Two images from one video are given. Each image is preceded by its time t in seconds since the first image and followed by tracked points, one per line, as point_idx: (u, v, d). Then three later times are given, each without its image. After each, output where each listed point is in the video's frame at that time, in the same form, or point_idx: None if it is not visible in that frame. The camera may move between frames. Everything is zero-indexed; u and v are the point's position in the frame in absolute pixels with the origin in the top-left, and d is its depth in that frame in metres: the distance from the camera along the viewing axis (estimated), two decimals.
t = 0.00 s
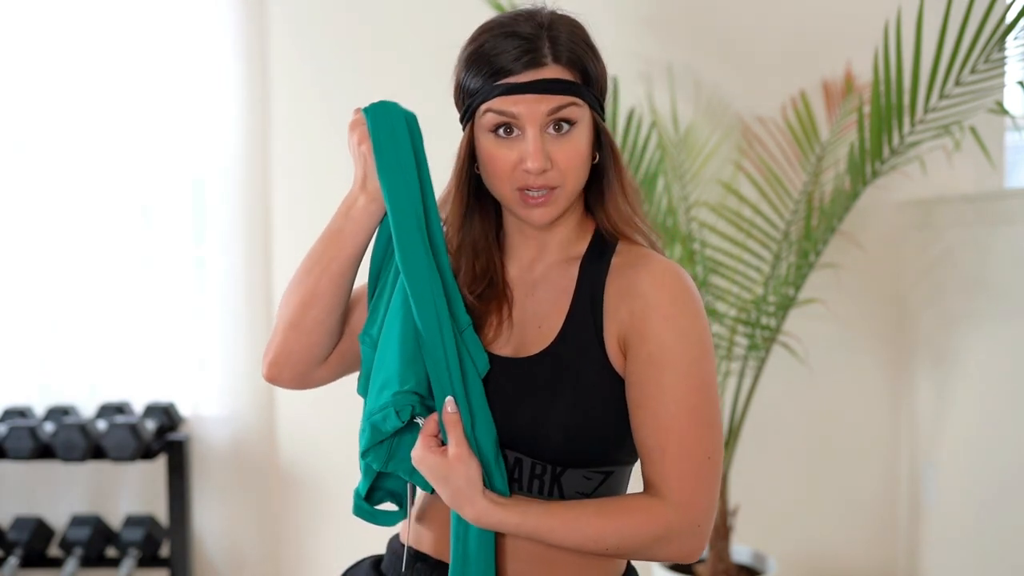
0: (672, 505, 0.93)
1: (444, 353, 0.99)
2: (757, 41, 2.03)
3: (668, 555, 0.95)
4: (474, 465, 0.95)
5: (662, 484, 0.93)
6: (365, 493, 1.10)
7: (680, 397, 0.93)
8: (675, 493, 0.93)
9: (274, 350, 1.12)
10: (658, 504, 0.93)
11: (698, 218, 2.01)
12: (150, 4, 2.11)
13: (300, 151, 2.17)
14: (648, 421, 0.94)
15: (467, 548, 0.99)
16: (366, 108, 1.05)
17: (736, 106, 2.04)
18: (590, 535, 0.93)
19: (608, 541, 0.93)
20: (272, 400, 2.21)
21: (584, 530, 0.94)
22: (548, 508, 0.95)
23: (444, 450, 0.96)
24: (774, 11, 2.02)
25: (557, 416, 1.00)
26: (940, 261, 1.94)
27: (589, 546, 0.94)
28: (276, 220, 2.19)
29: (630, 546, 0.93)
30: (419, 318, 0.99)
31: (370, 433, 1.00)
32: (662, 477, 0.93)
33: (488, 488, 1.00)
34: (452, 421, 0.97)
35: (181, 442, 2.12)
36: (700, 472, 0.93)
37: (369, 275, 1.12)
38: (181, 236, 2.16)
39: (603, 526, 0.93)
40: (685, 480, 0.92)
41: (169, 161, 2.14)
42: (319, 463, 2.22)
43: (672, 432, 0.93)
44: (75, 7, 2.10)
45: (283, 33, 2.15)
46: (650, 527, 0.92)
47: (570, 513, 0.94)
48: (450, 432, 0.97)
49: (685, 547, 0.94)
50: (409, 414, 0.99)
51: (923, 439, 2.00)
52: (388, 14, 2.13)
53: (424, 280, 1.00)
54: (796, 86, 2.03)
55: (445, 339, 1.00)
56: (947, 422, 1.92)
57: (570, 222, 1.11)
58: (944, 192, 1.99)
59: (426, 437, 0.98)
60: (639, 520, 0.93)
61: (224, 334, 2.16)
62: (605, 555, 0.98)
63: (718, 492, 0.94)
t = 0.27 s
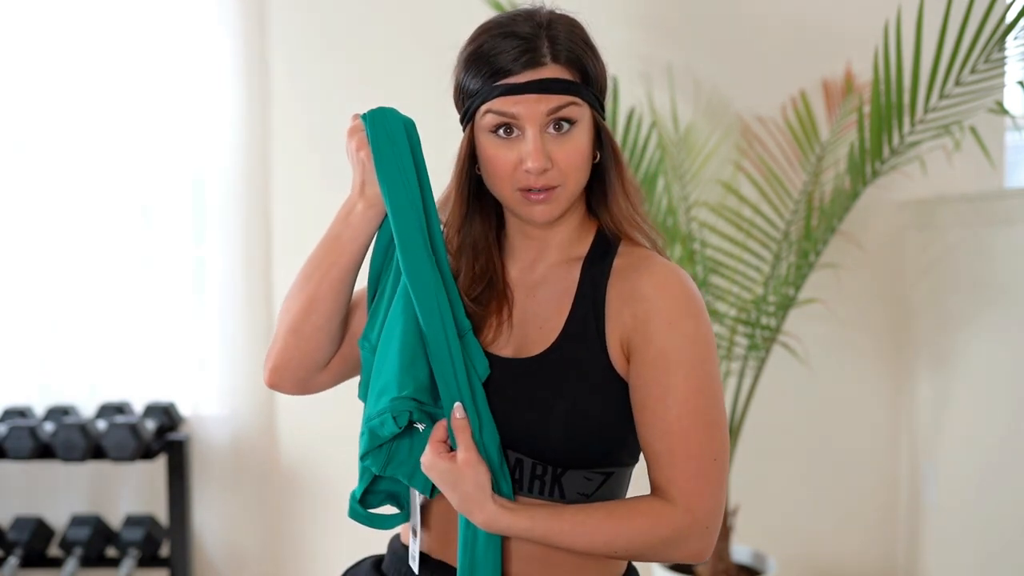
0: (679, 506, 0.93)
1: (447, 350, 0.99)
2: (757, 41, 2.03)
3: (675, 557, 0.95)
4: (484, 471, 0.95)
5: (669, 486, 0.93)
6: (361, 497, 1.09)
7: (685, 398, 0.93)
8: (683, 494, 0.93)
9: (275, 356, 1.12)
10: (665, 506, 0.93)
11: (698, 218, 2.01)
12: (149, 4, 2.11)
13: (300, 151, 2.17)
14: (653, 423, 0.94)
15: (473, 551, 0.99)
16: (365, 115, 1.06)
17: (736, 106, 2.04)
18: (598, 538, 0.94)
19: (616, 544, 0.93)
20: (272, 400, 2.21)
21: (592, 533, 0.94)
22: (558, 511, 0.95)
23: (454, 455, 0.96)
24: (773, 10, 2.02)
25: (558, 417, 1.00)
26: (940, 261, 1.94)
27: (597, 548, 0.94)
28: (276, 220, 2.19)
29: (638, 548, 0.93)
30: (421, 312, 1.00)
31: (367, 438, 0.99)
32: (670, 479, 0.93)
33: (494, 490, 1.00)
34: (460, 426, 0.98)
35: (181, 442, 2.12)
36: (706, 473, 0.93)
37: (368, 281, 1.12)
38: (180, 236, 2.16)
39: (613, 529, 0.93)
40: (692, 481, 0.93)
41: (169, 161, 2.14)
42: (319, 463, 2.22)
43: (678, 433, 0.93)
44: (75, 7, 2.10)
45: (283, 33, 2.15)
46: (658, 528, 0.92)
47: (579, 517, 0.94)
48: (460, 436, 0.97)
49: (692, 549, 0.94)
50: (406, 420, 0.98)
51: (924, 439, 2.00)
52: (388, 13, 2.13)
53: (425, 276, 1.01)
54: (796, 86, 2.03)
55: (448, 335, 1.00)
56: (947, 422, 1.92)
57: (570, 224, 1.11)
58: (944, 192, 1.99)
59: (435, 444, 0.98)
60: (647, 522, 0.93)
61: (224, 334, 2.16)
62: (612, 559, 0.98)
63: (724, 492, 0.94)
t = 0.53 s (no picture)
0: (680, 507, 0.93)
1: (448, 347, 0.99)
2: (757, 41, 2.03)
3: (675, 559, 0.95)
4: (487, 471, 0.95)
5: (670, 487, 0.93)
6: (361, 499, 1.09)
7: (686, 399, 0.93)
8: (683, 495, 0.93)
9: (273, 357, 1.12)
10: (666, 507, 0.93)
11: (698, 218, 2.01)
12: (150, 4, 2.11)
13: (300, 151, 2.17)
14: (654, 423, 0.95)
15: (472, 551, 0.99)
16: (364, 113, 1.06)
17: (736, 105, 2.04)
18: (600, 538, 0.93)
19: (618, 544, 0.93)
20: (272, 400, 2.21)
21: (594, 533, 0.93)
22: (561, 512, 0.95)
23: (456, 456, 0.96)
24: (773, 11, 2.02)
25: (558, 419, 1.00)
26: (941, 261, 1.94)
27: (599, 549, 0.94)
28: (276, 220, 2.19)
29: (639, 550, 0.93)
30: (423, 310, 0.99)
31: (368, 439, 1.00)
32: (671, 480, 0.93)
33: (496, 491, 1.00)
34: (463, 426, 0.97)
35: (181, 442, 2.12)
36: (707, 474, 0.93)
37: (367, 279, 1.11)
38: (180, 236, 2.16)
39: (615, 530, 0.93)
40: (692, 481, 0.93)
41: (169, 161, 2.14)
42: (319, 463, 2.22)
43: (680, 434, 0.93)
44: (75, 7, 2.10)
45: (283, 33, 2.15)
46: (660, 529, 0.92)
47: (582, 517, 0.94)
48: (461, 436, 0.97)
49: (692, 551, 0.94)
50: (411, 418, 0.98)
51: (924, 439, 2.00)
52: (389, 13, 2.13)
53: (426, 273, 1.01)
54: (796, 86, 2.03)
55: (449, 333, 1.00)
56: (946, 422, 1.92)
57: (569, 224, 1.11)
58: (944, 192, 1.99)
59: (436, 444, 0.98)
60: (649, 523, 0.93)
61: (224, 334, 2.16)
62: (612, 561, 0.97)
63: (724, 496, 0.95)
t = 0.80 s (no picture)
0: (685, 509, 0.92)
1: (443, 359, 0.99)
2: (757, 41, 2.03)
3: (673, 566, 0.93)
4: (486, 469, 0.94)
5: (671, 490, 0.92)
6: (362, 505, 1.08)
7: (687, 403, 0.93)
8: (686, 500, 0.92)
9: (274, 363, 1.10)
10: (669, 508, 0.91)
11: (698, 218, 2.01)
12: (149, 3, 2.11)
13: (300, 151, 2.17)
14: (654, 429, 0.93)
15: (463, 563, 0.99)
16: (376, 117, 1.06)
17: (737, 105, 2.04)
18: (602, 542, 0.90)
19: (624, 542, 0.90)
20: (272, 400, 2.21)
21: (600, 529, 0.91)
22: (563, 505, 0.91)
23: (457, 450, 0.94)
24: (773, 11, 2.02)
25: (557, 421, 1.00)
26: (940, 261, 1.94)
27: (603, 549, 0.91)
28: (276, 220, 2.19)
29: (644, 556, 0.91)
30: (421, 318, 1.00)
31: (363, 441, 0.98)
32: (673, 485, 0.92)
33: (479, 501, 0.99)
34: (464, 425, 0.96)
35: (181, 442, 2.12)
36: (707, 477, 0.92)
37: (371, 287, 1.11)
38: (180, 236, 2.16)
39: (619, 536, 0.90)
40: (694, 484, 0.92)
41: (169, 161, 2.14)
42: (319, 462, 2.22)
43: (682, 438, 0.92)
44: (75, 6, 2.10)
45: (283, 32, 2.15)
46: (663, 531, 0.90)
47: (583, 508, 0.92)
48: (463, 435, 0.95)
49: (688, 557, 0.92)
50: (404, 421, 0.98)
51: (923, 439, 2.00)
52: (388, 13, 2.12)
53: (427, 280, 1.01)
54: (796, 86, 2.02)
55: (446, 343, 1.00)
56: (945, 423, 1.92)
57: (567, 225, 1.10)
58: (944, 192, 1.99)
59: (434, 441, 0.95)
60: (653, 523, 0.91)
61: (223, 334, 2.16)
62: (606, 569, 0.95)
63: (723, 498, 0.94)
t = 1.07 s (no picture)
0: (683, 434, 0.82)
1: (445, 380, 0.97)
2: (757, 41, 2.03)
3: (666, 503, 0.77)
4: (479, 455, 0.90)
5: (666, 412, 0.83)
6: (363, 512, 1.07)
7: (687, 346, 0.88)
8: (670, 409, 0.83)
9: (282, 365, 1.05)
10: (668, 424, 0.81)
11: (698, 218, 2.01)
12: (150, 4, 2.11)
13: (300, 151, 2.17)
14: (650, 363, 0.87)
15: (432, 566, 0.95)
16: (416, 123, 1.06)
17: (737, 105, 2.04)
18: (600, 457, 0.71)
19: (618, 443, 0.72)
20: (272, 400, 2.21)
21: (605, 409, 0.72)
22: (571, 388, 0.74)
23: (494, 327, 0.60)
24: (773, 11, 2.02)
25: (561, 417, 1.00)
26: (940, 261, 1.94)
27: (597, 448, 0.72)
28: (276, 220, 2.19)
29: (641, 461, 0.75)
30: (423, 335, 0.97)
31: (363, 448, 0.98)
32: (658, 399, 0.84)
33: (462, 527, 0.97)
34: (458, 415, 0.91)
35: (181, 441, 2.12)
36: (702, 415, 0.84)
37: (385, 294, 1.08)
38: (180, 236, 2.16)
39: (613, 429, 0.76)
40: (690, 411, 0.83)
41: (169, 161, 2.14)
42: (318, 462, 2.22)
43: (679, 369, 0.86)
44: (74, 6, 2.10)
45: (283, 32, 2.15)
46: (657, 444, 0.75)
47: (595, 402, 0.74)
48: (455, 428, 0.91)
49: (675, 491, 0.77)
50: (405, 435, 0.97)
51: (923, 439, 2.00)
52: (388, 13, 2.12)
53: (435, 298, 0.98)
54: (796, 86, 2.02)
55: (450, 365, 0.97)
56: (946, 423, 1.92)
57: (571, 225, 1.10)
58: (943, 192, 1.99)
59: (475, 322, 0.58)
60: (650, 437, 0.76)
61: (223, 333, 2.16)
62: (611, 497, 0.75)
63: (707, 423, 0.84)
